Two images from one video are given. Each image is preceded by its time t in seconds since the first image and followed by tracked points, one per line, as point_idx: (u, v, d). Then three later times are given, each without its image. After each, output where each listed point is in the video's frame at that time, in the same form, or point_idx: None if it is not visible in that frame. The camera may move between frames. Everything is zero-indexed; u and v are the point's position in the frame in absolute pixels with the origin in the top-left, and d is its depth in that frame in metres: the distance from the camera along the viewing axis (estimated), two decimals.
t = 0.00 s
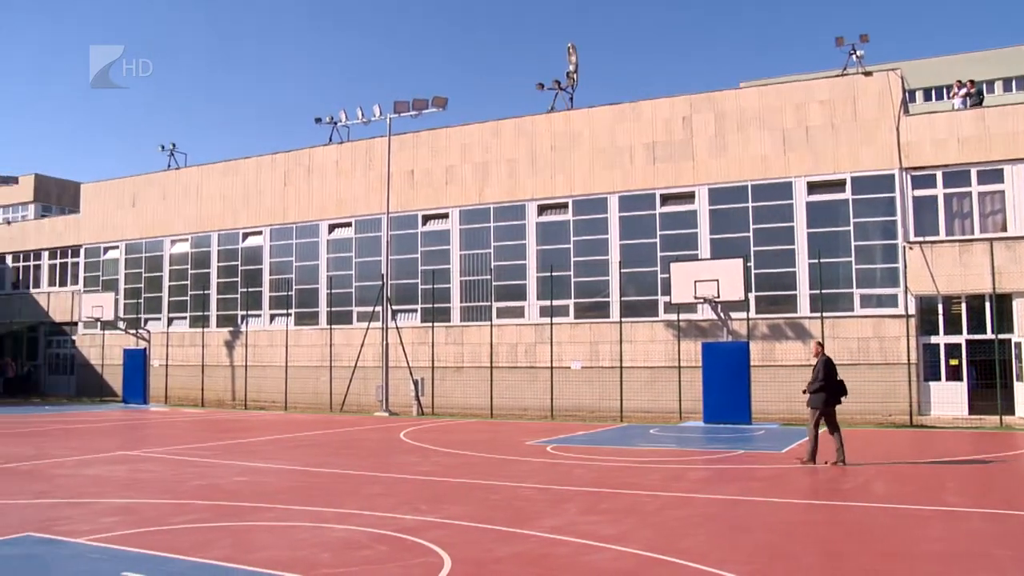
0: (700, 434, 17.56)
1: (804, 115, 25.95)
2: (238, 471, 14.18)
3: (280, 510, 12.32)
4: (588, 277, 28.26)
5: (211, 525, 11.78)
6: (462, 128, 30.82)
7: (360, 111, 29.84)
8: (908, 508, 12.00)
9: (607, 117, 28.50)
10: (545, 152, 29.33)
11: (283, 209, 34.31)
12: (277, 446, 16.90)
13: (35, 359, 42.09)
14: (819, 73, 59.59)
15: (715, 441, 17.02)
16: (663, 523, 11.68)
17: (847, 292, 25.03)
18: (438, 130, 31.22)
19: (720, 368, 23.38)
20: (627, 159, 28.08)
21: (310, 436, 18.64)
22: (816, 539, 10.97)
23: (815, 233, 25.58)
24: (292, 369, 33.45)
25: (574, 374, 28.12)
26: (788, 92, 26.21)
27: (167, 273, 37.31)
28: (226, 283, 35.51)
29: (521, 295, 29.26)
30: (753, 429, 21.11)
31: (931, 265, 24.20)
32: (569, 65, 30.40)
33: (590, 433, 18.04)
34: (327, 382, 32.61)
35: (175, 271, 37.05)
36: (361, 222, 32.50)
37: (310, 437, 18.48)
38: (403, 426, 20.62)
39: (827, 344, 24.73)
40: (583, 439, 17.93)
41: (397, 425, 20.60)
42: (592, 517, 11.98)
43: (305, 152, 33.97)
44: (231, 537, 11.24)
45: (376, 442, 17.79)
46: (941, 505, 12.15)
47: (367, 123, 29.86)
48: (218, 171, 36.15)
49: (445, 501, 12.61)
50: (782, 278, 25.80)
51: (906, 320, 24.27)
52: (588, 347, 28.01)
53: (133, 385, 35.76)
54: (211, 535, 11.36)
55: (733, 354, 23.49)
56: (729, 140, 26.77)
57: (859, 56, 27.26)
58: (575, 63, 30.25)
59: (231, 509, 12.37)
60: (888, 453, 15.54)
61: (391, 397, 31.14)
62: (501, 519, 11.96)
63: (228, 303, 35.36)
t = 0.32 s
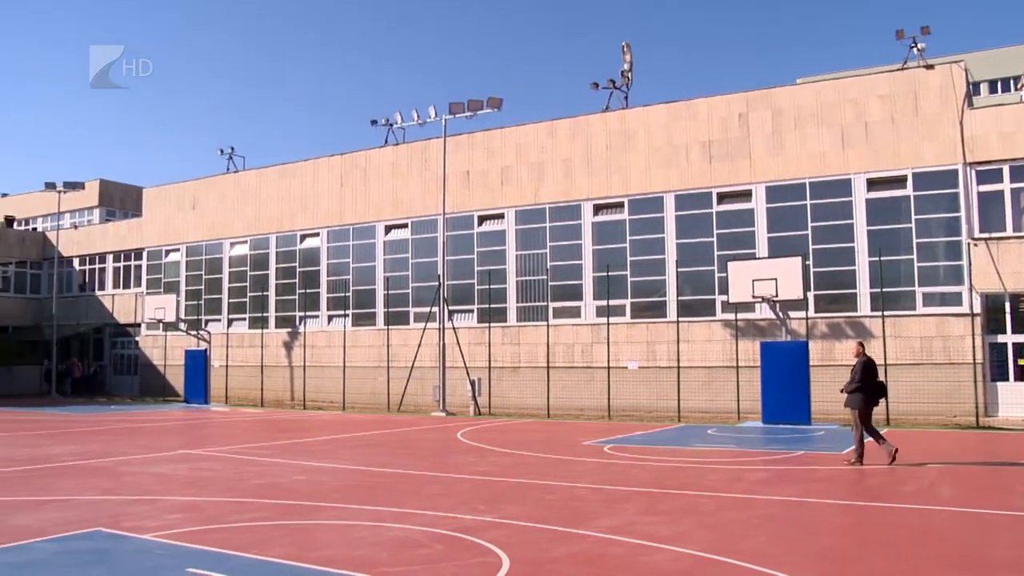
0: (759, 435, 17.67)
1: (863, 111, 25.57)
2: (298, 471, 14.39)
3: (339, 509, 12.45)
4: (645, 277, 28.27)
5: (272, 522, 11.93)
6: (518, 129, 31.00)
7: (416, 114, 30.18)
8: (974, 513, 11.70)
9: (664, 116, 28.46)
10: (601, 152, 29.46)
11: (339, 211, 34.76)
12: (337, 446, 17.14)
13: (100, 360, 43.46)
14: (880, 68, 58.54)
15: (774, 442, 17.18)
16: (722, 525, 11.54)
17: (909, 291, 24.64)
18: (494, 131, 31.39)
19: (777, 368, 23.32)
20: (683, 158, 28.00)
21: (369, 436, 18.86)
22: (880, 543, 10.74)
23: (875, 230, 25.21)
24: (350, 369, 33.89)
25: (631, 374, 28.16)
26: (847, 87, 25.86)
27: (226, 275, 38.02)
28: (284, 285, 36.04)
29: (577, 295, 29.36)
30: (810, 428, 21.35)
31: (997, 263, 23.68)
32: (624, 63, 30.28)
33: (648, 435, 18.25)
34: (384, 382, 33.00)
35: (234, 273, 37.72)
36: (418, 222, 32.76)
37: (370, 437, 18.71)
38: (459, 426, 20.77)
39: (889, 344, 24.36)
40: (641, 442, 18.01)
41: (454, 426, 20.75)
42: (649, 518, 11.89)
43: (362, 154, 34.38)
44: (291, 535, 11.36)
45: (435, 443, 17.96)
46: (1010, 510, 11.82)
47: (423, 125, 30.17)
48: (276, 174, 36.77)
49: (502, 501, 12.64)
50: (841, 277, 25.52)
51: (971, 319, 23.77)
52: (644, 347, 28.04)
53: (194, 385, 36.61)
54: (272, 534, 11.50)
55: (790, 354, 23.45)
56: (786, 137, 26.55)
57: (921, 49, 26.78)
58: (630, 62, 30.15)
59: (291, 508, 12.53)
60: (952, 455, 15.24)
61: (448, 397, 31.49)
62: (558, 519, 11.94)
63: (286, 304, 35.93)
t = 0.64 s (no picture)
0: (822, 437, 17.61)
1: (929, 104, 25.13)
2: (362, 471, 14.62)
3: (402, 508, 12.60)
4: (705, 277, 28.19)
5: (335, 520, 12.07)
6: (576, 128, 31.03)
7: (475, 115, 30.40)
8: None
9: (723, 113, 28.29)
10: (660, 150, 29.36)
11: (399, 212, 35.14)
12: (399, 447, 17.38)
13: (166, 360, 44.56)
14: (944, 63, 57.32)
15: (838, 443, 17.15)
16: (787, 526, 11.38)
17: (978, 289, 24.24)
18: (552, 131, 31.48)
19: (840, 368, 22.89)
20: (743, 156, 27.85)
21: (429, 437, 19.04)
22: (952, 545, 10.51)
23: (941, 226, 24.85)
24: (411, 370, 34.28)
25: (692, 374, 28.16)
26: (912, 80, 25.43)
27: (288, 277, 38.67)
28: (345, 287, 36.54)
29: (637, 294, 29.35)
30: (873, 428, 21.80)
31: None
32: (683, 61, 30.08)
33: (708, 438, 18.28)
34: (445, 382, 33.34)
35: (295, 274, 38.35)
36: (477, 223, 32.93)
37: (431, 439, 18.89)
38: (519, 427, 20.92)
39: (958, 344, 23.99)
40: (702, 443, 17.96)
41: (513, 427, 20.92)
42: (713, 518, 11.78)
43: (421, 155, 34.67)
44: (353, 532, 11.47)
45: (495, 445, 18.05)
46: None
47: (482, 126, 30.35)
48: (336, 176, 37.32)
49: (563, 501, 12.65)
50: (906, 274, 25.20)
51: None
52: (705, 347, 28.01)
53: (257, 386, 37.34)
54: (337, 532, 11.65)
55: (854, 353, 22.99)
56: (849, 134, 26.25)
57: (990, 40, 26.18)
58: (688, 59, 29.97)
59: (354, 507, 12.70)
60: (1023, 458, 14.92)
61: (508, 397, 31.68)
62: (619, 519, 11.91)
63: (347, 305, 36.46)
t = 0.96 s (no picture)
0: (885, 438, 17.34)
1: (994, 96, 24.52)
2: (421, 471, 14.81)
3: (460, 507, 12.72)
4: (764, 275, 27.91)
5: (395, 518, 12.24)
6: (632, 127, 30.93)
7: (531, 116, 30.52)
8: None
9: (781, 110, 27.98)
10: (717, 148, 29.11)
11: (456, 213, 35.42)
12: (456, 448, 17.56)
13: (227, 361, 45.50)
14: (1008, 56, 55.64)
15: (901, 445, 16.87)
16: (850, 529, 11.21)
17: None
18: (607, 131, 31.44)
19: (903, 367, 22.65)
20: (802, 153, 27.50)
21: (486, 438, 19.21)
22: None
23: (1009, 222, 24.21)
24: (468, 370, 34.55)
25: (750, 374, 27.90)
26: (977, 72, 24.83)
27: (346, 278, 39.25)
28: (403, 287, 36.95)
29: (695, 294, 29.15)
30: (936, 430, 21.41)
31: None
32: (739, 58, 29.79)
33: (768, 439, 18.12)
34: (502, 382, 33.54)
35: (354, 275, 38.92)
36: (533, 223, 33.04)
37: (487, 439, 19.04)
38: (575, 427, 20.98)
39: None
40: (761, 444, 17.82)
41: (570, 427, 20.98)
42: (774, 520, 11.66)
43: (477, 156, 34.88)
44: (413, 529, 11.62)
45: (551, 446, 18.11)
46: None
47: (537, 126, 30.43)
48: (392, 178, 37.76)
49: (621, 502, 12.65)
50: (973, 272, 24.62)
51: None
52: (764, 347, 27.74)
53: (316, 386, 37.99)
54: (397, 529, 11.80)
55: (917, 353, 22.68)
56: (910, 129, 25.72)
57: None
58: (745, 56, 29.66)
59: (413, 506, 12.86)
60: None
61: (565, 397, 31.68)
62: (678, 519, 11.86)
63: (405, 305, 36.88)
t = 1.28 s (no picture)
0: (952, 440, 16.99)
1: None
2: (481, 472, 15.00)
3: (519, 507, 12.87)
4: (826, 274, 27.51)
5: (455, 518, 12.44)
6: (690, 125, 30.71)
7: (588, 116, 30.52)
8: None
9: (842, 105, 27.51)
10: (776, 145, 28.75)
11: (514, 213, 35.62)
12: (514, 448, 17.73)
13: (288, 361, 46.39)
14: None
15: (968, 446, 16.52)
16: (916, 532, 11.03)
17: None
18: (665, 129, 31.28)
19: (969, 368, 22.06)
20: (864, 149, 27.00)
21: (544, 438, 19.34)
22: None
23: None
24: (527, 370, 34.74)
25: (812, 374, 27.51)
26: None
27: (405, 279, 39.78)
28: (462, 287, 37.29)
29: (755, 293, 28.84)
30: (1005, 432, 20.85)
31: None
32: (799, 53, 29.38)
33: (830, 440, 17.90)
34: (561, 382, 33.64)
35: (413, 276, 39.40)
36: (591, 223, 33.05)
37: (546, 439, 19.18)
38: (633, 427, 20.97)
39: None
40: (823, 445, 17.61)
41: (627, 427, 20.99)
42: (838, 522, 11.54)
43: (535, 156, 35.05)
44: (473, 528, 11.80)
45: (610, 446, 18.16)
46: None
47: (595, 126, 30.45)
48: (450, 179, 38.13)
49: (681, 502, 12.64)
50: None
51: None
52: (826, 346, 27.34)
53: (376, 386, 38.60)
54: (457, 527, 11.99)
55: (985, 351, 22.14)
56: (978, 122, 25.04)
57: None
58: (805, 51, 29.22)
59: (473, 506, 13.04)
60: None
61: (625, 398, 31.60)
62: (740, 520, 11.81)
63: (464, 306, 37.21)
